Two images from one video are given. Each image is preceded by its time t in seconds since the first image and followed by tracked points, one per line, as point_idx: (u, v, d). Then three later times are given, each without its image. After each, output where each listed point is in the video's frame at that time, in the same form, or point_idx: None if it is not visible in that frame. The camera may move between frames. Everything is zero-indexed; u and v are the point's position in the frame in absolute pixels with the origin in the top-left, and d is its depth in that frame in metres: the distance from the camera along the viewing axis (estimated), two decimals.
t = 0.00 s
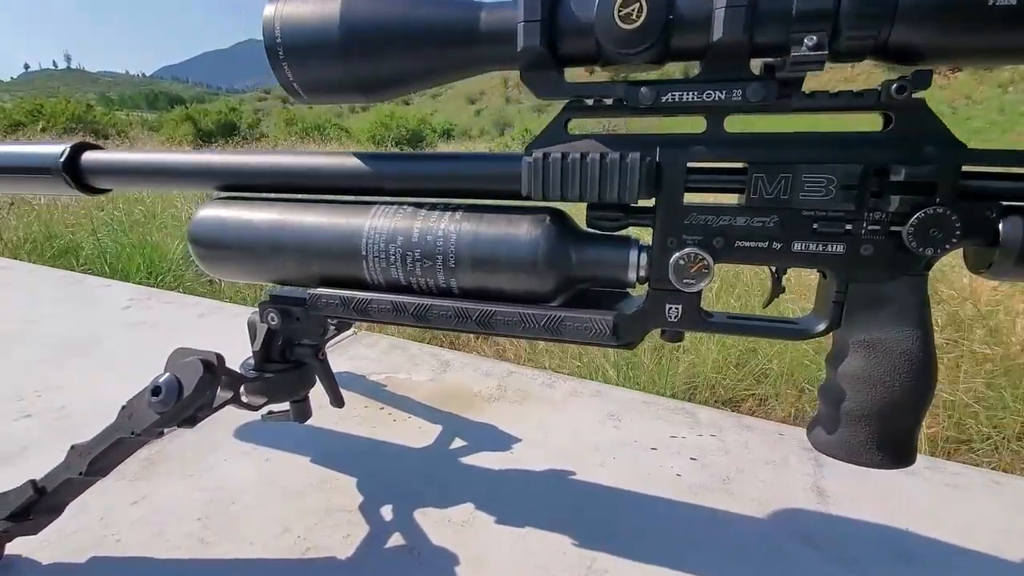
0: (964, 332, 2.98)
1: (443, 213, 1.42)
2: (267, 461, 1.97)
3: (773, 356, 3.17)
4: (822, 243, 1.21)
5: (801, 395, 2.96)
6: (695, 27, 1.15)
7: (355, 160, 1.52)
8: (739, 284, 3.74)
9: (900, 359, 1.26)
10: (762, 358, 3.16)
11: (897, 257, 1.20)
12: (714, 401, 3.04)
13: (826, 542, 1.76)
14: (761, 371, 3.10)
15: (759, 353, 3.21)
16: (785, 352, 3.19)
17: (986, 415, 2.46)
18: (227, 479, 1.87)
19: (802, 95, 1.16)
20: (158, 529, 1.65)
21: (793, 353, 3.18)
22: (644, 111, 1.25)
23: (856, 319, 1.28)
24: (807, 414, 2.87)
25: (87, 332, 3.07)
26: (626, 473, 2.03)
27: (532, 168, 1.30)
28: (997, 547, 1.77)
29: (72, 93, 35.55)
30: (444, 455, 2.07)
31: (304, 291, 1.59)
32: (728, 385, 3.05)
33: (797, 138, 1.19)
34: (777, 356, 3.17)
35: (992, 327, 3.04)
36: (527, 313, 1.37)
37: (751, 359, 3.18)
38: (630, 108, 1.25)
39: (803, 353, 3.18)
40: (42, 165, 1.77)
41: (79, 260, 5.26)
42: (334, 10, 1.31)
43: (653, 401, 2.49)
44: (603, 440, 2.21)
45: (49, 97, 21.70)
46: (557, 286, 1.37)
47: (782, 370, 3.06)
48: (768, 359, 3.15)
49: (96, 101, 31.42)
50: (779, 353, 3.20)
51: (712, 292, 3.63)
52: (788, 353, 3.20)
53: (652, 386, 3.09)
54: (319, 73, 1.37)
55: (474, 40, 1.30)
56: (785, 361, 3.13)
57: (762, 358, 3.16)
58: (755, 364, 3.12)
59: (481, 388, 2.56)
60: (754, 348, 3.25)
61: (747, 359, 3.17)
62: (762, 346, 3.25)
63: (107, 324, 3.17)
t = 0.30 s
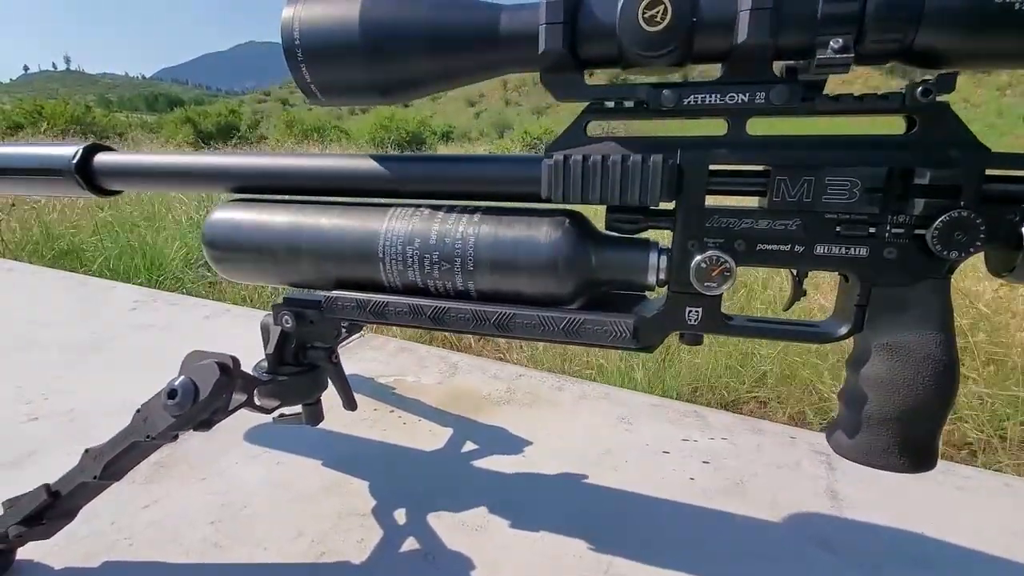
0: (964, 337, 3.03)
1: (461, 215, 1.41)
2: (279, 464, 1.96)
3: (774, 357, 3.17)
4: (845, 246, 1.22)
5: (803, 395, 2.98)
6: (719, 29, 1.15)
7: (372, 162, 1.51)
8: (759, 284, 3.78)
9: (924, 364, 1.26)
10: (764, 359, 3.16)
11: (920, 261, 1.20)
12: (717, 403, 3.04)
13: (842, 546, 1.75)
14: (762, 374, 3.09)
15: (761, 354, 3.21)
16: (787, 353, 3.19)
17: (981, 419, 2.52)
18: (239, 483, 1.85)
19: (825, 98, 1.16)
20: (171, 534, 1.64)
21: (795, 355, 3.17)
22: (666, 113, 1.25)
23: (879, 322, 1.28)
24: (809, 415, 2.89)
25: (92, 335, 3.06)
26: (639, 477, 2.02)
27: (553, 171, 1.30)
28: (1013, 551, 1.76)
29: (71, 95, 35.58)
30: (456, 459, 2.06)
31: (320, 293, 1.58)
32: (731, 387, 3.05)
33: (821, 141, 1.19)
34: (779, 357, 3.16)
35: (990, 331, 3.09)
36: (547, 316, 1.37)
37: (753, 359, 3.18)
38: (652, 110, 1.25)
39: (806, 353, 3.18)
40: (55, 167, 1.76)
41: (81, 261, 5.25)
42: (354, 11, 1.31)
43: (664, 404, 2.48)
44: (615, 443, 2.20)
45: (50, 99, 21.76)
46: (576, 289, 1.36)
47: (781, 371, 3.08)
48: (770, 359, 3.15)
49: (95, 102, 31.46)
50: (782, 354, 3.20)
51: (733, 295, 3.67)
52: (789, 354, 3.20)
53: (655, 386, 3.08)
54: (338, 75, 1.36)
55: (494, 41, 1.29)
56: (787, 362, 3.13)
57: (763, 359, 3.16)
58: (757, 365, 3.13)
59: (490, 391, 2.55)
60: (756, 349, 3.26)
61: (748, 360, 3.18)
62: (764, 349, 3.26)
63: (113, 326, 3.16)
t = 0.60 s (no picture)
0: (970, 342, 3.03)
1: (475, 217, 1.40)
2: (288, 467, 1.95)
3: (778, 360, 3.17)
4: (865, 248, 1.21)
5: (807, 397, 2.97)
6: (738, 30, 1.14)
7: (384, 164, 1.50)
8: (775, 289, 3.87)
9: (943, 367, 1.25)
10: (768, 362, 3.16)
11: (941, 263, 1.20)
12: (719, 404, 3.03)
13: (855, 551, 1.74)
14: (764, 377, 3.09)
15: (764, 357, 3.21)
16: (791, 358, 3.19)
17: (985, 422, 2.52)
18: (247, 486, 1.84)
19: (846, 99, 1.15)
20: (180, 538, 1.63)
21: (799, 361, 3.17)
22: (683, 114, 1.24)
23: (898, 325, 1.27)
24: (813, 417, 2.89)
25: (96, 336, 3.04)
26: (650, 480, 2.01)
27: (568, 172, 1.29)
28: None
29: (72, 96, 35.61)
30: (465, 462, 2.05)
31: (330, 295, 1.56)
32: (735, 389, 3.04)
33: (841, 143, 1.18)
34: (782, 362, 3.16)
35: (987, 335, 3.12)
36: (561, 319, 1.35)
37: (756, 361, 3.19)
38: (670, 111, 1.24)
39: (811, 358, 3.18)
40: (63, 168, 1.75)
41: (83, 262, 5.24)
42: (368, 12, 1.30)
43: (672, 407, 2.47)
44: (624, 446, 2.19)
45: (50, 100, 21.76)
46: (591, 292, 1.35)
47: (783, 374, 3.07)
48: (774, 363, 3.15)
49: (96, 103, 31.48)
50: (786, 358, 3.20)
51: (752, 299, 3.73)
52: (794, 359, 3.20)
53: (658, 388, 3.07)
54: (352, 75, 1.36)
55: (510, 42, 1.28)
56: (791, 366, 3.13)
57: (768, 362, 3.16)
58: (761, 368, 3.12)
59: (497, 393, 2.53)
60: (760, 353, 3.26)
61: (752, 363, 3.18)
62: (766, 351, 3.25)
63: (116, 327, 3.15)
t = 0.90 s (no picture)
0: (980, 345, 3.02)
1: (491, 217, 1.39)
2: (297, 469, 1.93)
3: (788, 362, 3.14)
4: (890, 248, 1.19)
5: (812, 398, 2.95)
6: (761, 26, 1.13)
7: (398, 163, 1.49)
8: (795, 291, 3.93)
9: (970, 369, 1.24)
10: (778, 364, 3.13)
11: (967, 264, 1.18)
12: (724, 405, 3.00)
13: (873, 556, 1.72)
14: (769, 378, 3.06)
15: (773, 359, 3.18)
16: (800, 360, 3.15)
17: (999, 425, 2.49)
18: (257, 489, 1.82)
19: (871, 98, 1.14)
20: (190, 541, 1.61)
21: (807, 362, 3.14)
22: (704, 112, 1.22)
23: (923, 327, 1.25)
24: (818, 419, 2.86)
25: (102, 336, 3.03)
26: (662, 483, 1.99)
27: (586, 171, 1.27)
28: None
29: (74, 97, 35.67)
30: (476, 464, 2.03)
31: (342, 296, 1.55)
32: (739, 390, 3.01)
33: (865, 141, 1.17)
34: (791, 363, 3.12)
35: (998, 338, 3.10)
36: (579, 320, 1.33)
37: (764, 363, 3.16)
38: (690, 109, 1.22)
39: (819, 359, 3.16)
40: (73, 167, 1.74)
41: (85, 263, 5.22)
42: (384, 9, 1.29)
43: (682, 409, 2.45)
44: (636, 448, 2.17)
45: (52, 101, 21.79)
46: (609, 292, 1.33)
47: (789, 375, 3.04)
48: (782, 364, 3.13)
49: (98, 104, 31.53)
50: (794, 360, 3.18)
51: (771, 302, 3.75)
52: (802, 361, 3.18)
53: (662, 389, 3.06)
54: (367, 73, 1.34)
55: (528, 40, 1.27)
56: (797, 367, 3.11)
57: (777, 364, 3.13)
58: (769, 369, 3.10)
59: (506, 395, 2.51)
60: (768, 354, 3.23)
61: (759, 364, 3.15)
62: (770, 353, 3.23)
63: (121, 328, 3.13)
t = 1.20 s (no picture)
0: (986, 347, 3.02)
1: (508, 218, 1.37)
2: (307, 474, 1.90)
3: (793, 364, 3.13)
4: (915, 250, 1.18)
5: (813, 400, 2.94)
6: (786, 25, 1.11)
7: (412, 164, 1.47)
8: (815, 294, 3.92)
9: (996, 373, 1.23)
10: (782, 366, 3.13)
11: (993, 266, 1.17)
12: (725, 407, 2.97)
13: (889, 561, 1.70)
14: (770, 380, 3.05)
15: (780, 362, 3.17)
16: (809, 363, 3.13)
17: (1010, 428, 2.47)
18: (266, 493, 1.80)
19: (899, 97, 1.12)
20: (199, 547, 1.58)
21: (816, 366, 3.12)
22: (726, 113, 1.21)
23: (949, 330, 1.24)
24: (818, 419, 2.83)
25: (104, 339, 3.00)
26: (674, 487, 1.97)
27: (605, 172, 1.25)
28: None
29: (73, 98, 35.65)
30: (486, 468, 2.01)
31: (354, 298, 1.52)
32: (738, 391, 2.99)
33: (891, 141, 1.15)
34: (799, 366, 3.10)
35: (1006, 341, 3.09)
36: (597, 322, 1.31)
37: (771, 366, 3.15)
38: (712, 109, 1.20)
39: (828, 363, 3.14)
40: (80, 167, 1.71)
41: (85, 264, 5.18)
42: (400, 7, 1.26)
43: (692, 412, 2.43)
44: (647, 452, 2.15)
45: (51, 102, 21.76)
46: (628, 294, 1.31)
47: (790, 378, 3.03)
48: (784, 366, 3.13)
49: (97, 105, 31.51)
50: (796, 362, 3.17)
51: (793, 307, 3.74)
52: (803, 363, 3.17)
53: (666, 390, 3.05)
54: (381, 72, 1.32)
55: (546, 39, 1.25)
56: (796, 369, 3.09)
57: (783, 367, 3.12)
58: (770, 371, 3.09)
59: (515, 398, 2.49)
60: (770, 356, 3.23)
61: (760, 366, 3.14)
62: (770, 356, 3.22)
63: (124, 330, 3.10)
